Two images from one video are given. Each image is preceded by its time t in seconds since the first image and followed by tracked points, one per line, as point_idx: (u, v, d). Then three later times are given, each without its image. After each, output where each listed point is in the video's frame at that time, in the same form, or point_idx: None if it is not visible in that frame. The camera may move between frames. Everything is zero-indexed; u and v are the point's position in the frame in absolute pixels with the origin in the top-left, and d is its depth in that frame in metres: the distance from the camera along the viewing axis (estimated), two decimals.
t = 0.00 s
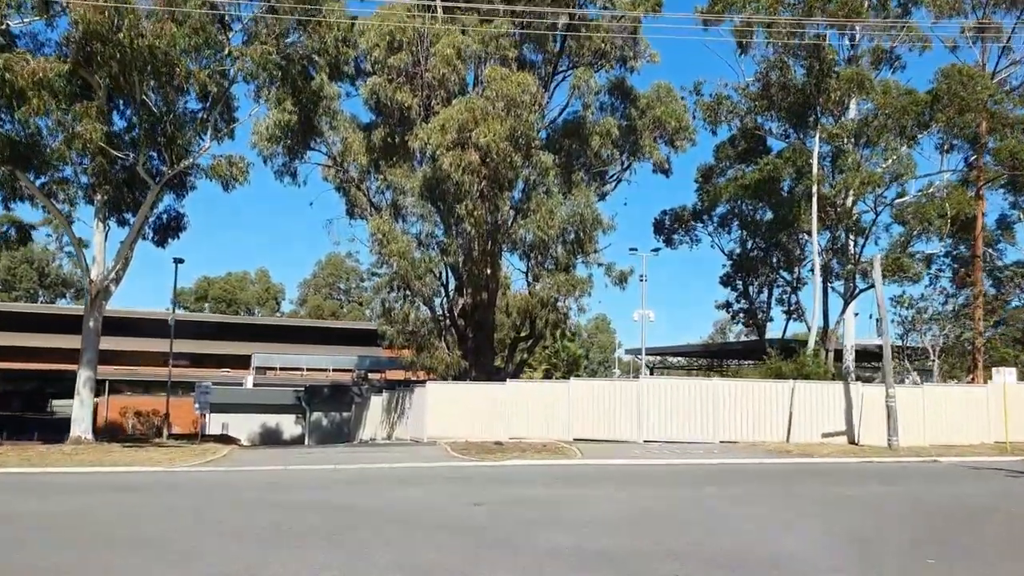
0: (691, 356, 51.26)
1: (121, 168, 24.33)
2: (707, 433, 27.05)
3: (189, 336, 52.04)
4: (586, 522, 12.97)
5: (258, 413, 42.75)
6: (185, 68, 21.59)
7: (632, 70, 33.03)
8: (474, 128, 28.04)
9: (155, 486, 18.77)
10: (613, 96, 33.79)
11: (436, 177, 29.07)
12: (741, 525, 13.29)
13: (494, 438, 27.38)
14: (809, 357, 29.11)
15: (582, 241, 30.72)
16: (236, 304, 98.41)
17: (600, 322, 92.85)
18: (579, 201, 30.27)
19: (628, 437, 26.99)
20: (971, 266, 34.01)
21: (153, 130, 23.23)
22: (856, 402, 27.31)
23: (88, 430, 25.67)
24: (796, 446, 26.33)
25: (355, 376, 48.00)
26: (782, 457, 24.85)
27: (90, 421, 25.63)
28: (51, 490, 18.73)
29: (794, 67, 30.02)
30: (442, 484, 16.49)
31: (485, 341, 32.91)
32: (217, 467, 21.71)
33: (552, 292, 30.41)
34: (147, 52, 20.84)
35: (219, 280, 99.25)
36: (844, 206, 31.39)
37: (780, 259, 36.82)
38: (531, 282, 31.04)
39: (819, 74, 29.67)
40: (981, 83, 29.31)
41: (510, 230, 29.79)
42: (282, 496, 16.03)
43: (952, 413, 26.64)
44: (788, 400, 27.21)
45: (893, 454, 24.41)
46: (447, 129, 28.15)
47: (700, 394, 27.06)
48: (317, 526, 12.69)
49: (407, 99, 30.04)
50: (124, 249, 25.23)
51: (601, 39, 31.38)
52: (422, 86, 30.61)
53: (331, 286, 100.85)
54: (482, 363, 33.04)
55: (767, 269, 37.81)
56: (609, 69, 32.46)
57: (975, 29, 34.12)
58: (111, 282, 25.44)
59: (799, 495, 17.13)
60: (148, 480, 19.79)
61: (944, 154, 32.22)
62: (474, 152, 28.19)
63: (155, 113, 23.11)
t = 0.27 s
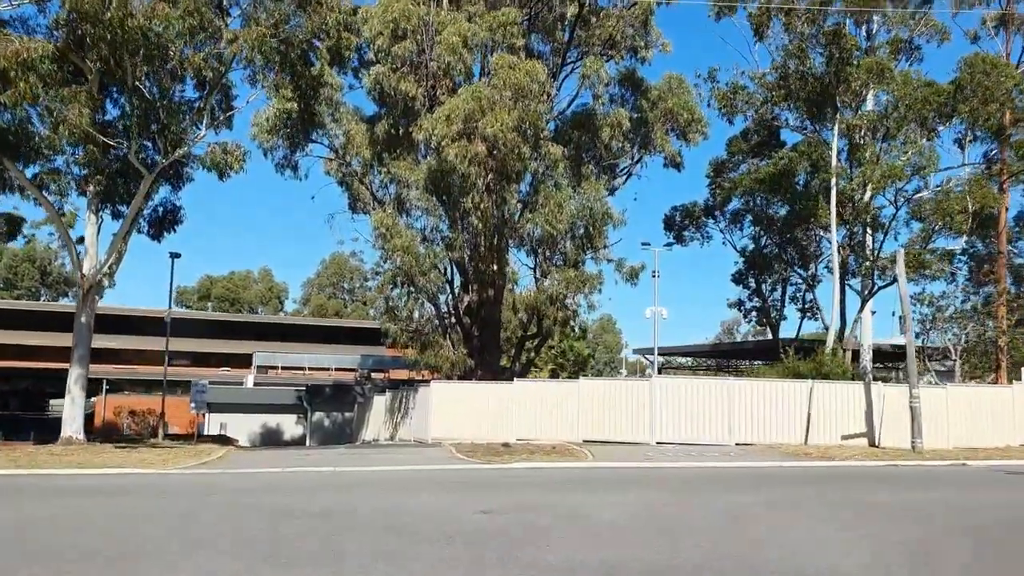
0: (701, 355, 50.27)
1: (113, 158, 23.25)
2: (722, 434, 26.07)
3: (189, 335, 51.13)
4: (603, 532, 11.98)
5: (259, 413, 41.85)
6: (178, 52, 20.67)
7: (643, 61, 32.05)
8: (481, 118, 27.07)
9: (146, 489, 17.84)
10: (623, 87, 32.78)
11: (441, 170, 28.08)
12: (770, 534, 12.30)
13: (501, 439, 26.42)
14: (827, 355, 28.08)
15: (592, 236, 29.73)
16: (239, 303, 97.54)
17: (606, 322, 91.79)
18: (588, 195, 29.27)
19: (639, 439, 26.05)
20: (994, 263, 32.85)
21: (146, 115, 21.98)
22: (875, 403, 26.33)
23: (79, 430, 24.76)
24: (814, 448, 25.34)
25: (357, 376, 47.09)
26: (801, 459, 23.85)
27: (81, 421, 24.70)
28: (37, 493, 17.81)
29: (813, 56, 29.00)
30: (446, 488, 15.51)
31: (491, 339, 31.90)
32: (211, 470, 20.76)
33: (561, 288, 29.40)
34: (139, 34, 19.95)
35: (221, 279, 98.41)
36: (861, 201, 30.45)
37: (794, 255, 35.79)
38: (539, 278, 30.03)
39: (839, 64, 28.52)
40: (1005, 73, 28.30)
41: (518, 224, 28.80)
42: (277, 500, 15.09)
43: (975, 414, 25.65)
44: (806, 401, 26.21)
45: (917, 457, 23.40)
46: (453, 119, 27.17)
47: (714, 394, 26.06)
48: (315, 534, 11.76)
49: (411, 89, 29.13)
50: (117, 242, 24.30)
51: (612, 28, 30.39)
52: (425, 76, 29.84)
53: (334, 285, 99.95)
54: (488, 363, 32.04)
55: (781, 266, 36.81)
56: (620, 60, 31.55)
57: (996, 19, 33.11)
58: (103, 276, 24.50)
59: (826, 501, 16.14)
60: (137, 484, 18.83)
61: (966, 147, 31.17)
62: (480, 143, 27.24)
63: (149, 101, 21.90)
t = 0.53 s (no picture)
0: (709, 356, 49.29)
1: (106, 149, 22.72)
2: (735, 438, 25.14)
3: (188, 335, 50.28)
4: (621, 543, 11.04)
5: (258, 415, 40.96)
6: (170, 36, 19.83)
7: (652, 52, 31.18)
8: (486, 109, 26.19)
9: (134, 494, 16.96)
10: (631, 81, 31.83)
11: (445, 164, 27.18)
12: (801, 545, 11.36)
13: (508, 443, 25.65)
14: (844, 355, 27.12)
15: (600, 233, 28.82)
16: (240, 304, 96.69)
17: (610, 324, 90.80)
18: (595, 190, 28.38)
19: (649, 441, 25.19)
20: (1015, 261, 31.85)
21: (137, 107, 21.24)
22: (895, 404, 25.41)
23: (70, 432, 23.89)
24: (832, 451, 24.41)
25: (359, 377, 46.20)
26: (819, 463, 22.91)
27: (71, 423, 23.82)
28: (20, 497, 16.96)
29: (830, 46, 28.09)
30: (451, 494, 14.58)
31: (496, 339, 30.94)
32: (204, 473, 19.85)
33: (568, 286, 28.47)
34: (128, 17, 19.10)
35: (223, 279, 97.57)
36: (878, 196, 29.56)
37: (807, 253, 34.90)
38: (545, 276, 29.10)
39: (856, 54, 27.54)
40: None
41: (523, 220, 27.90)
42: (270, 505, 14.17)
43: (998, 416, 24.70)
44: (823, 402, 25.30)
45: (941, 461, 22.45)
46: (457, 111, 26.31)
47: (728, 395, 25.15)
48: (308, 541, 10.87)
49: (414, 81, 28.32)
50: (108, 237, 23.43)
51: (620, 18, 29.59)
52: (427, 67, 29.06)
53: (337, 286, 99.07)
54: (493, 363, 31.10)
55: (794, 264, 35.88)
56: (628, 53, 30.86)
57: (1014, 10, 32.20)
58: (94, 273, 23.65)
59: (855, 508, 15.18)
60: (125, 487, 17.91)
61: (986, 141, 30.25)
62: (485, 136, 26.41)
63: (140, 89, 21.08)
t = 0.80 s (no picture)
0: (716, 356, 48.42)
1: (96, 140, 21.99)
2: (748, 438, 24.35)
3: (186, 335, 49.54)
4: (639, 551, 10.23)
5: (257, 417, 40.12)
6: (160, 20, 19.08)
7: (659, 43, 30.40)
8: (489, 99, 25.39)
9: (122, 497, 16.23)
10: (637, 72, 31.08)
11: (447, 156, 26.40)
12: (832, 552, 10.55)
13: (513, 444, 24.84)
14: (859, 353, 26.29)
15: (607, 228, 27.98)
16: (241, 305, 95.89)
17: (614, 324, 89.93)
18: (601, 182, 27.56)
19: (659, 442, 24.41)
20: None
21: (129, 96, 20.52)
22: (912, 403, 24.60)
23: (60, 433, 23.12)
24: (848, 452, 23.60)
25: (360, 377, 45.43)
26: (836, 464, 22.09)
27: (61, 423, 23.05)
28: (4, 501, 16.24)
29: (845, 34, 27.30)
30: (455, 499, 13.79)
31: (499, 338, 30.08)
32: (198, 475, 19.07)
33: (574, 283, 27.63)
34: None
35: (224, 279, 96.79)
36: (893, 189, 28.76)
37: (818, 249, 34.08)
38: (551, 272, 28.28)
39: (871, 41, 26.63)
40: None
41: (528, 214, 27.08)
42: (263, 510, 13.43)
43: (1020, 415, 23.87)
44: (838, 401, 24.48)
45: (962, 462, 21.63)
46: (459, 102, 25.52)
47: (740, 395, 24.38)
48: (301, 548, 10.14)
49: (414, 71, 27.57)
50: (99, 231, 22.66)
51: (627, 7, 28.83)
52: (430, 57, 28.36)
53: (338, 286, 98.27)
54: (496, 363, 30.26)
55: (805, 259, 35.07)
56: (634, 45, 30.17)
57: None
58: (85, 269, 22.90)
59: (881, 512, 14.37)
60: (114, 490, 17.13)
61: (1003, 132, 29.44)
62: (489, 127, 25.64)
63: (130, 76, 20.34)
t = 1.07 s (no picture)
0: (726, 357, 47.66)
1: (90, 132, 21.33)
2: (762, 441, 23.61)
3: (187, 335, 48.85)
4: (660, 562, 9.50)
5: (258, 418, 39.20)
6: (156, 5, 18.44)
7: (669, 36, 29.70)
8: (495, 91, 24.71)
9: (112, 501, 15.53)
10: (647, 66, 30.34)
11: (452, 150, 25.69)
12: (865, 563, 9.82)
13: (518, 444, 24.39)
14: (876, 354, 25.54)
15: (615, 224, 27.31)
16: (244, 306, 95.20)
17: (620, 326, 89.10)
18: (610, 177, 26.84)
19: (670, 446, 23.73)
20: None
21: (122, 83, 19.87)
22: (932, 406, 23.81)
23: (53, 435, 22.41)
24: (866, 456, 22.84)
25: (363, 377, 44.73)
26: (854, 468, 21.35)
27: (53, 425, 22.36)
28: None
29: (860, 25, 26.60)
30: (460, 506, 13.07)
31: (505, 337, 29.28)
32: (194, 478, 18.38)
33: (582, 281, 26.87)
34: None
35: (227, 280, 96.13)
36: (910, 185, 28.02)
37: (831, 247, 33.34)
38: (558, 269, 27.52)
39: (889, 32, 25.93)
40: None
41: (535, 211, 26.38)
42: (258, 516, 12.71)
43: None
44: (855, 404, 23.72)
45: (986, 466, 20.88)
46: (465, 95, 24.83)
47: (753, 396, 23.65)
48: (294, 558, 9.43)
49: (419, 63, 26.92)
50: (94, 226, 21.98)
51: None
52: (434, 48, 27.69)
53: (342, 287, 97.57)
54: (502, 363, 29.51)
55: (818, 258, 34.34)
56: (644, 38, 29.52)
57: None
58: (78, 264, 22.22)
59: (909, 518, 13.65)
60: (105, 493, 16.45)
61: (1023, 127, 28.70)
62: (495, 120, 24.99)
63: (124, 63, 19.69)
